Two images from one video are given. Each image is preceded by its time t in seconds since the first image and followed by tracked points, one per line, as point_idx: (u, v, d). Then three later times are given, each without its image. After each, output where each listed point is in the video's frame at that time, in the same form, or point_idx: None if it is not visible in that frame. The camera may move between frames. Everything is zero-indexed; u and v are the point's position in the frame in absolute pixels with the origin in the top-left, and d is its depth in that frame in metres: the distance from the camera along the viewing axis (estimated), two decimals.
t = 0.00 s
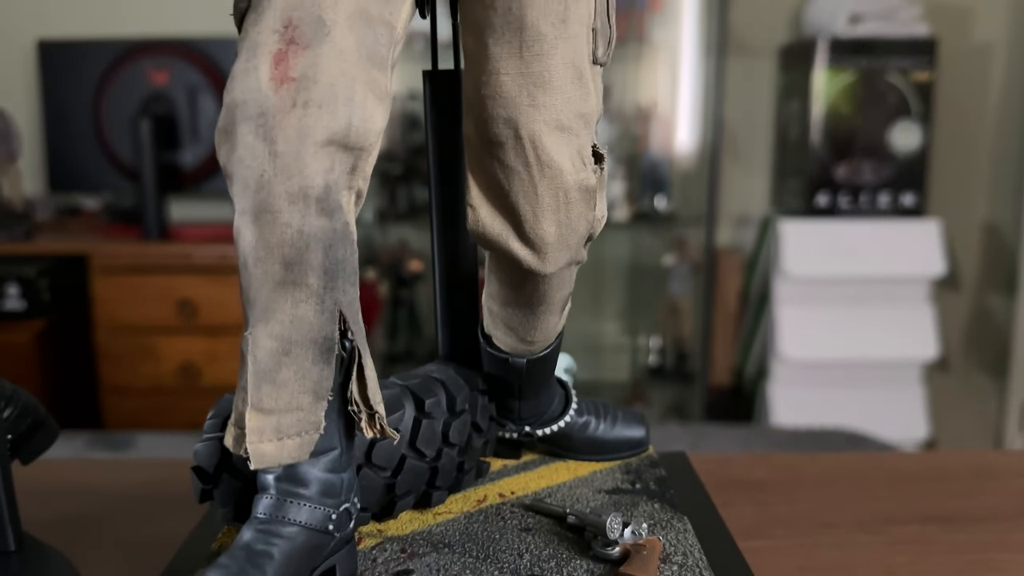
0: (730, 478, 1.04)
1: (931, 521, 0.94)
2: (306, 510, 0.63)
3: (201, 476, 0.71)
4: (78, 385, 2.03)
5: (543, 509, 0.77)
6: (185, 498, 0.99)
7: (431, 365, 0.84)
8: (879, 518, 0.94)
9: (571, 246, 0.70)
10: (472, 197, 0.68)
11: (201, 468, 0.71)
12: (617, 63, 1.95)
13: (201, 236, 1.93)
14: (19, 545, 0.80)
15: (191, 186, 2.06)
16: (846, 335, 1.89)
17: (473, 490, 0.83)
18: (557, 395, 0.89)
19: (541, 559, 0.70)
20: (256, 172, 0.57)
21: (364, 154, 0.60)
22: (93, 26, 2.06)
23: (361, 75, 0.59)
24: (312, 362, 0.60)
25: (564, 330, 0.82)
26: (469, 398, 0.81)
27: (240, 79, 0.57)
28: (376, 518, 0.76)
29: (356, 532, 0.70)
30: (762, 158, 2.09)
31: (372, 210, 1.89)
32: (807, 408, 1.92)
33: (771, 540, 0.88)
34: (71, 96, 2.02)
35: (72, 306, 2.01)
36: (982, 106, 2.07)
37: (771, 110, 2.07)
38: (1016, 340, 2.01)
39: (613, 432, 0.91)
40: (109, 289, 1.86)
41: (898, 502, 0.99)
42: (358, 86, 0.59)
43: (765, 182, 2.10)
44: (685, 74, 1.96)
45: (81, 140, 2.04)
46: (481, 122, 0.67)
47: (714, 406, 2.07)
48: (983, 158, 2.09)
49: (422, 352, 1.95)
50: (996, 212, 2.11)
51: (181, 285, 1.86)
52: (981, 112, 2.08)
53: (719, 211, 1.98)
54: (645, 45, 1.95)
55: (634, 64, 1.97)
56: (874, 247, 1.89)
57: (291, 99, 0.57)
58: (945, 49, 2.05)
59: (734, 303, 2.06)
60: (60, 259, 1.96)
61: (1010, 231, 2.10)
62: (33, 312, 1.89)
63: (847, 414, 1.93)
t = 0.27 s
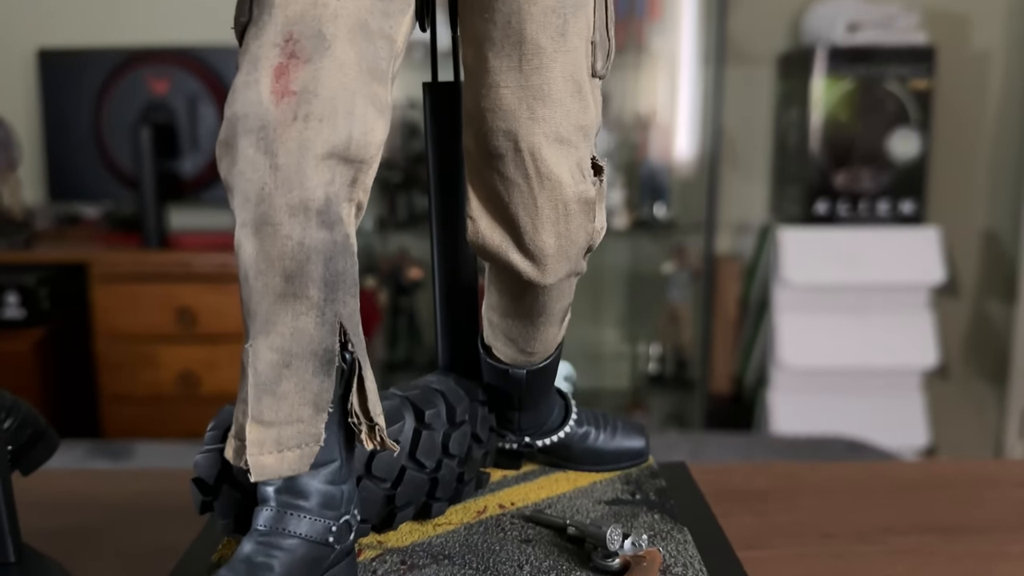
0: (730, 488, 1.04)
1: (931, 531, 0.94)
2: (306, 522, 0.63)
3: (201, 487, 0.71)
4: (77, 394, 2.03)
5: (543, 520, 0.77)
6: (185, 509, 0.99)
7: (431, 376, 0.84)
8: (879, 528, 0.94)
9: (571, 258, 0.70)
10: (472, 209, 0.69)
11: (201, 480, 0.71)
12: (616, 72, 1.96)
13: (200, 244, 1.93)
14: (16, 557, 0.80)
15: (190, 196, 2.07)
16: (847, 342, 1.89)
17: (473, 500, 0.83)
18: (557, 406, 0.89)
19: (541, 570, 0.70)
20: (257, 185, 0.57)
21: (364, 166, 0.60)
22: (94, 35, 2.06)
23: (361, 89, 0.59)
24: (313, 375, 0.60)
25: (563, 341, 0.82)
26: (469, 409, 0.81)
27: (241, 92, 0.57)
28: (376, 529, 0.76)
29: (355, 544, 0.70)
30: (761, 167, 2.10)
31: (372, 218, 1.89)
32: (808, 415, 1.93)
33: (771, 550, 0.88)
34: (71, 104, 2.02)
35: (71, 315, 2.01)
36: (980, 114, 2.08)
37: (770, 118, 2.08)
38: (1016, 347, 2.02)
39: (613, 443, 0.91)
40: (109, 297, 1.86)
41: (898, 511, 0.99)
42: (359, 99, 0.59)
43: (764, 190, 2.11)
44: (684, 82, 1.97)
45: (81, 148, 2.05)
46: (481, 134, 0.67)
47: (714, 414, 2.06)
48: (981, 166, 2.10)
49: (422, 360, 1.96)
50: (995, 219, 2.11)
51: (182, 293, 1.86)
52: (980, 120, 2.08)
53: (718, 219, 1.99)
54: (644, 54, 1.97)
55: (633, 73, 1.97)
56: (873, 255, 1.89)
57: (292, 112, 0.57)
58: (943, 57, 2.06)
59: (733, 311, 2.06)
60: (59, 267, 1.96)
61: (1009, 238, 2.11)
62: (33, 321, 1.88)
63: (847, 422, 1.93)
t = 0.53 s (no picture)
0: (730, 498, 1.04)
1: (931, 540, 0.94)
2: (306, 533, 0.63)
3: (201, 498, 0.71)
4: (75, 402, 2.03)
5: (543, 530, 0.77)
6: (184, 519, 0.99)
7: (431, 386, 0.85)
8: (879, 538, 0.94)
9: (571, 268, 0.70)
10: (472, 220, 0.69)
11: (201, 489, 0.71)
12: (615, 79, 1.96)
13: (200, 252, 1.93)
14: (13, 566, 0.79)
15: (190, 204, 2.07)
16: (847, 349, 1.89)
17: (473, 510, 0.83)
18: (557, 415, 0.89)
19: None
20: (258, 197, 0.57)
21: (364, 178, 0.60)
22: (94, 42, 2.07)
23: (362, 101, 0.60)
24: (313, 386, 0.60)
25: (563, 351, 0.82)
26: (469, 419, 0.81)
27: (242, 105, 0.58)
28: (376, 539, 0.76)
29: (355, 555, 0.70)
30: (760, 174, 2.10)
31: (371, 225, 1.89)
32: (808, 423, 1.93)
33: (771, 560, 0.88)
34: (70, 113, 2.03)
35: (70, 322, 2.01)
36: (978, 121, 2.09)
37: (768, 125, 2.08)
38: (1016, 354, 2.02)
39: (613, 452, 0.91)
40: (107, 305, 1.86)
41: (898, 521, 0.99)
42: (359, 111, 0.59)
43: (763, 197, 2.12)
44: (683, 90, 1.97)
45: (80, 156, 2.05)
46: (480, 146, 0.67)
47: (713, 421, 2.07)
48: (980, 173, 2.10)
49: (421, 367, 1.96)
50: (993, 226, 2.12)
51: (181, 301, 1.86)
52: (978, 127, 2.09)
53: (716, 226, 1.99)
54: (642, 62, 1.97)
55: (632, 81, 1.98)
56: (872, 263, 1.90)
57: (292, 125, 0.57)
58: (941, 64, 2.07)
59: (733, 318, 2.06)
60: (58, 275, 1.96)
61: (1008, 245, 2.11)
62: (32, 329, 1.89)
63: (847, 430, 1.93)
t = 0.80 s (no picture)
0: (730, 508, 1.04)
1: (932, 550, 0.94)
2: (307, 546, 0.63)
3: (202, 510, 0.71)
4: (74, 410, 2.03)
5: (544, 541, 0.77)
6: (184, 529, 0.99)
7: (431, 397, 0.85)
8: (879, 548, 0.94)
9: (571, 280, 0.71)
10: (472, 232, 0.69)
11: (202, 500, 0.71)
12: (614, 87, 1.97)
13: (200, 260, 1.93)
14: None
15: (189, 212, 2.08)
16: (846, 357, 1.89)
17: (474, 521, 0.83)
18: (557, 426, 0.89)
19: None
20: (259, 210, 0.57)
21: (365, 191, 0.61)
22: (94, 51, 2.07)
23: (363, 115, 0.60)
24: (314, 399, 0.60)
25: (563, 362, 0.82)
26: (470, 430, 0.81)
27: (243, 118, 0.58)
28: (376, 551, 0.76)
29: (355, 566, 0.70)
30: (758, 181, 2.11)
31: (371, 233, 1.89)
32: (808, 430, 1.93)
33: (771, 570, 0.88)
34: (70, 121, 2.04)
35: (69, 330, 2.01)
36: (977, 129, 2.09)
37: (767, 133, 2.09)
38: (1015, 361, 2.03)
39: (613, 463, 0.91)
40: (107, 313, 1.86)
41: (898, 530, 0.98)
42: (360, 125, 0.60)
43: (762, 205, 2.12)
44: (682, 98, 1.98)
45: (80, 164, 2.06)
46: (481, 159, 0.67)
47: (712, 429, 2.07)
48: (978, 180, 2.11)
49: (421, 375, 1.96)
50: (992, 233, 2.13)
51: (181, 309, 1.86)
52: (977, 134, 2.09)
53: (715, 234, 2.00)
54: (641, 69, 1.98)
55: (630, 88, 1.99)
56: (872, 270, 1.90)
57: (294, 138, 0.57)
58: (940, 72, 2.07)
59: (732, 326, 2.07)
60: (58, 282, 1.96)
61: (1007, 252, 2.12)
62: (31, 337, 1.89)
63: (847, 438, 1.93)
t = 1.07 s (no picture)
0: (727, 519, 1.04)
1: (928, 562, 0.94)
2: (304, 560, 0.63)
3: (199, 523, 0.71)
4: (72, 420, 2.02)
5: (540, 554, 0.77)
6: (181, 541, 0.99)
7: (428, 410, 0.85)
8: (876, 560, 0.94)
9: (567, 293, 0.71)
10: (469, 246, 0.70)
11: (199, 514, 0.71)
12: (613, 95, 1.98)
13: (199, 268, 1.93)
14: None
15: (188, 220, 2.08)
16: (845, 365, 1.90)
17: (471, 534, 0.83)
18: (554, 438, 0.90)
19: None
20: (257, 225, 0.58)
21: (362, 206, 0.61)
22: (94, 60, 2.08)
23: (360, 130, 0.60)
24: (310, 413, 0.60)
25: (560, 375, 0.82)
26: (467, 443, 0.81)
27: (241, 134, 0.58)
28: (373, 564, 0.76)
29: None
30: (757, 190, 2.12)
31: (370, 241, 1.89)
32: (807, 439, 1.93)
33: None
34: (70, 130, 2.04)
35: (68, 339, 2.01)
36: (975, 138, 2.10)
37: (765, 142, 2.10)
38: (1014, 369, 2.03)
39: (610, 475, 0.92)
40: (106, 321, 1.86)
41: (895, 542, 0.99)
42: (357, 140, 0.60)
43: (760, 213, 2.13)
44: (680, 108, 2.00)
45: (79, 173, 2.06)
46: (478, 173, 0.68)
47: (711, 438, 2.07)
48: (976, 189, 2.12)
49: (419, 384, 1.96)
50: (990, 241, 2.13)
51: (179, 317, 1.86)
52: (975, 143, 2.10)
53: (714, 242, 2.00)
54: (639, 78, 1.99)
55: (629, 97, 1.99)
56: (870, 279, 1.90)
57: (291, 153, 0.58)
58: (938, 80, 2.08)
59: (731, 334, 2.07)
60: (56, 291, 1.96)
61: (1005, 260, 2.13)
62: (30, 345, 1.88)
63: (846, 446, 1.93)
